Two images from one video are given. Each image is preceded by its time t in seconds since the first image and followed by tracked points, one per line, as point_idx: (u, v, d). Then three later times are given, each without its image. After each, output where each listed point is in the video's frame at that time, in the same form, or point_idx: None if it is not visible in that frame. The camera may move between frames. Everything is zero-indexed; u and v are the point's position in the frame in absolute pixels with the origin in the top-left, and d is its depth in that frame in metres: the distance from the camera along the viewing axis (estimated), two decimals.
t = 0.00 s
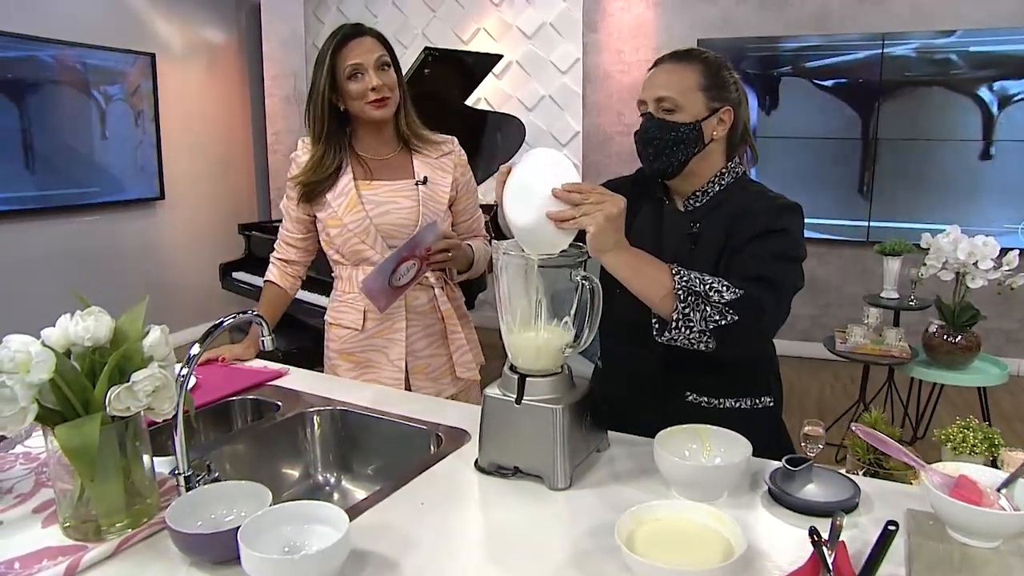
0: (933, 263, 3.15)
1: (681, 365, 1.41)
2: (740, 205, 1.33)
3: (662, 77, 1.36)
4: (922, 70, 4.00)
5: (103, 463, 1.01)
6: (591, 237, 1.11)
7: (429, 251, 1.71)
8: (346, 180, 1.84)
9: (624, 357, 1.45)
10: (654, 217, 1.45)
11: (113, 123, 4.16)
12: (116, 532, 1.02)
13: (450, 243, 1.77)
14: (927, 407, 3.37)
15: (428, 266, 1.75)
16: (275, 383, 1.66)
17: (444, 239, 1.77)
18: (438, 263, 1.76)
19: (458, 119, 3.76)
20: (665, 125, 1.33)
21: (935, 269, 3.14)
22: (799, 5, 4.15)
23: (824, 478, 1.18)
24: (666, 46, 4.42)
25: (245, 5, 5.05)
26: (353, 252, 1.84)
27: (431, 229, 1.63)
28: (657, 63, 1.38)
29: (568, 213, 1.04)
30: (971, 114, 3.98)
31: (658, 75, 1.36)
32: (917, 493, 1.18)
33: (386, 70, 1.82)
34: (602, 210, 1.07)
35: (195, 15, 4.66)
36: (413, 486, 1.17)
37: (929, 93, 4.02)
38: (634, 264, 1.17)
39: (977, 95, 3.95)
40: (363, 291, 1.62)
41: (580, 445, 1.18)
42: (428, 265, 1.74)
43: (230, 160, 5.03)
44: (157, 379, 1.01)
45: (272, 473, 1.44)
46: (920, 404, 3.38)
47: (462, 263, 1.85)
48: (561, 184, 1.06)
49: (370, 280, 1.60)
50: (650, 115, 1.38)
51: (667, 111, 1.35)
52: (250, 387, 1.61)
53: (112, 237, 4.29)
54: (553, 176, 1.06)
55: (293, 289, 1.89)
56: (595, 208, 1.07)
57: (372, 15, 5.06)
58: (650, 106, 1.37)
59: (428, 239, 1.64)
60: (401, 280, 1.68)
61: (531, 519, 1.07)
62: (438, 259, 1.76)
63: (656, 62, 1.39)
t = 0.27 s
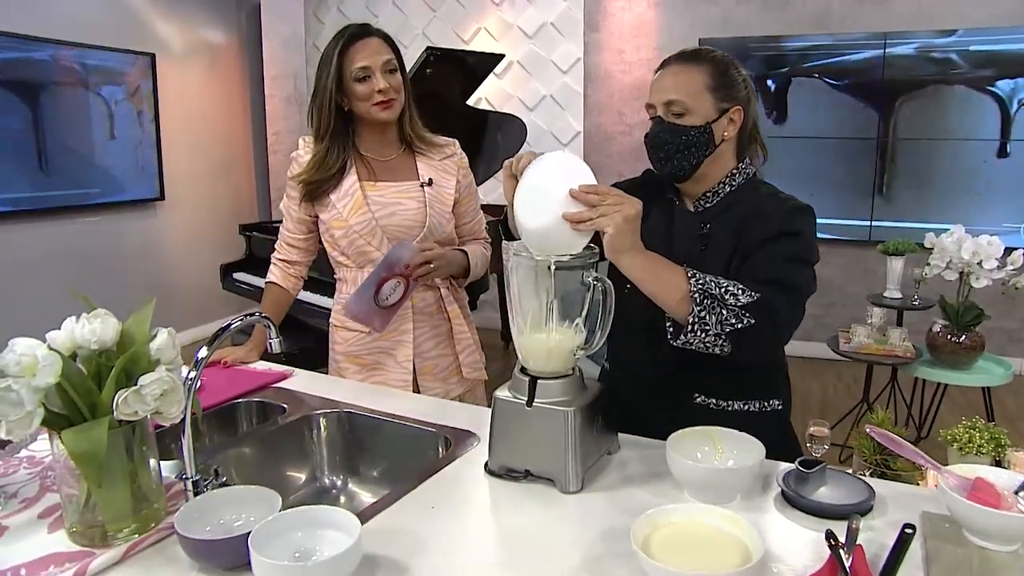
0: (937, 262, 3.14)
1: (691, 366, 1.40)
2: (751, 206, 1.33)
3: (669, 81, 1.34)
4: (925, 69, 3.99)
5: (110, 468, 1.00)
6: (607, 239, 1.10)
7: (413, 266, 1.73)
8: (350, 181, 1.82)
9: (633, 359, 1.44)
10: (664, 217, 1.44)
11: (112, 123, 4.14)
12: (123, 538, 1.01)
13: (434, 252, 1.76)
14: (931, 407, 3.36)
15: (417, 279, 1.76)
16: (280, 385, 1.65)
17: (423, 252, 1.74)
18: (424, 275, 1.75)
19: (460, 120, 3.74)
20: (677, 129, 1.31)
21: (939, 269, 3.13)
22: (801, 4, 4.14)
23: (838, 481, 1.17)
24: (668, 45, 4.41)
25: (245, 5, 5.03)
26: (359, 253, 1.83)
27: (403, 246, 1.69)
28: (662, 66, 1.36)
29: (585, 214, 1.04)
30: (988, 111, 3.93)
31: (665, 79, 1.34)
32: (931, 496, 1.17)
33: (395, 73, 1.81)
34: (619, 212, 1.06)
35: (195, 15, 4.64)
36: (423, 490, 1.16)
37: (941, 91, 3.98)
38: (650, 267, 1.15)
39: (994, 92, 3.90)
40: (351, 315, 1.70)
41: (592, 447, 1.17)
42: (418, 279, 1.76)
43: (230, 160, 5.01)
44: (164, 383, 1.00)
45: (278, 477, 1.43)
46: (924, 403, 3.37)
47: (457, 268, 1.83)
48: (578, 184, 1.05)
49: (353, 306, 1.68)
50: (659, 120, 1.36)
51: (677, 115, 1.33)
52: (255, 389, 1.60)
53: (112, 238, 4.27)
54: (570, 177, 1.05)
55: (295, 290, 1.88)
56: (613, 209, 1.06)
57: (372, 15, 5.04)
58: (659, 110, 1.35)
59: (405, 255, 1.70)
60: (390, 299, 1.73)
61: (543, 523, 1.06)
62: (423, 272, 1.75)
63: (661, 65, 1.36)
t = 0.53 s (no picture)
0: (937, 258, 3.14)
1: (697, 365, 1.39)
2: (759, 206, 1.32)
3: (668, 82, 1.33)
4: (922, 64, 3.98)
5: (112, 476, 0.98)
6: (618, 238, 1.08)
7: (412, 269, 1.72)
8: (351, 183, 1.80)
9: (640, 358, 1.43)
10: (669, 217, 1.43)
11: (107, 128, 4.12)
12: (126, 548, 0.99)
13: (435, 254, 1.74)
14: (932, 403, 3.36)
15: (416, 283, 1.75)
16: (281, 389, 1.64)
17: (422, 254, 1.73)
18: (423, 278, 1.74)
19: (457, 120, 3.73)
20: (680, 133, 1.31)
21: (939, 264, 3.13)
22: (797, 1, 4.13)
23: (847, 480, 1.16)
24: (664, 44, 4.40)
25: (239, 7, 5.01)
26: (359, 256, 1.81)
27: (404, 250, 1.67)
28: (663, 66, 1.34)
29: (597, 212, 1.03)
30: (995, 105, 3.92)
31: (666, 80, 1.33)
32: (942, 494, 1.16)
33: (388, 70, 1.79)
34: (632, 210, 1.05)
35: (189, 18, 4.62)
36: (428, 496, 1.14)
37: (947, 85, 3.98)
38: (661, 267, 1.14)
39: (1000, 85, 3.90)
40: (349, 317, 1.68)
41: (599, 449, 1.15)
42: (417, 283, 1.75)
43: (226, 163, 5.00)
44: (168, 390, 0.99)
45: (282, 483, 1.41)
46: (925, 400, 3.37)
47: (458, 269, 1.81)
48: (590, 181, 1.05)
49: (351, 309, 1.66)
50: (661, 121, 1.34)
51: (677, 118, 1.32)
52: (257, 394, 1.59)
53: (108, 243, 4.25)
54: (582, 173, 1.05)
55: (294, 292, 1.87)
56: (626, 207, 1.04)
57: (368, 17, 5.03)
58: (660, 112, 1.34)
59: (405, 259, 1.68)
60: (389, 301, 1.71)
61: (552, 526, 1.05)
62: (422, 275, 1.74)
63: (661, 65, 1.35)
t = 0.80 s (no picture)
0: (930, 261, 3.15)
1: (696, 369, 1.38)
2: (760, 214, 1.31)
3: (675, 83, 1.32)
4: (915, 68, 4.00)
5: (107, 483, 0.97)
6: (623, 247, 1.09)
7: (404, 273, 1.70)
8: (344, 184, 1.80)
9: (639, 361, 1.43)
10: (668, 220, 1.43)
11: (98, 130, 4.10)
12: (121, 556, 0.98)
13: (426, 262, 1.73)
14: (925, 406, 3.37)
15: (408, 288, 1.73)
16: (275, 394, 1.62)
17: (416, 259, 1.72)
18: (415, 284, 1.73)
19: (452, 124, 3.73)
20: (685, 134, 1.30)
21: (933, 268, 3.14)
22: (789, 5, 4.15)
23: (846, 484, 1.16)
24: (657, 47, 4.41)
25: (232, 9, 5.00)
26: (352, 258, 1.81)
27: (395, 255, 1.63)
28: (670, 67, 1.34)
29: (603, 220, 1.03)
30: (993, 109, 3.94)
31: (672, 80, 1.32)
32: (941, 499, 1.16)
33: (361, 72, 1.77)
34: (637, 219, 1.06)
35: (182, 20, 4.60)
36: (426, 502, 1.13)
37: (947, 88, 3.98)
38: (662, 275, 1.14)
39: (998, 89, 3.91)
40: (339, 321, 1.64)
41: (598, 454, 1.15)
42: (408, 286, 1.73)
43: (219, 166, 4.98)
44: (164, 396, 0.98)
45: (278, 488, 1.40)
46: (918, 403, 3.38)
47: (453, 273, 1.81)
48: (594, 189, 1.04)
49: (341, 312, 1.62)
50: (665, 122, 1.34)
51: (683, 118, 1.32)
52: (251, 399, 1.57)
53: (100, 246, 4.22)
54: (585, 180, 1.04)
55: (290, 296, 1.86)
56: (631, 215, 1.05)
57: (362, 19, 5.02)
58: (665, 113, 1.33)
59: (397, 264, 1.65)
60: (380, 305, 1.68)
61: (552, 532, 1.04)
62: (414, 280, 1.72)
63: (669, 65, 1.35)
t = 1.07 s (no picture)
0: (931, 261, 3.15)
1: (699, 372, 1.38)
2: (763, 217, 1.31)
3: (679, 86, 1.31)
4: (915, 68, 4.00)
5: (110, 488, 0.96)
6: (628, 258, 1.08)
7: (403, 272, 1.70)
8: (345, 186, 1.79)
9: (642, 363, 1.42)
10: (671, 223, 1.43)
11: (97, 133, 4.09)
12: (124, 562, 0.98)
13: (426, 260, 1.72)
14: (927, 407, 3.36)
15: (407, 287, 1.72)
16: (277, 397, 1.62)
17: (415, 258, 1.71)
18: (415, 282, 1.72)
19: (451, 126, 3.72)
20: (691, 138, 1.30)
21: (934, 267, 3.14)
22: (788, 6, 4.14)
23: (852, 486, 1.15)
24: (656, 48, 4.40)
25: (231, 12, 4.99)
26: (352, 260, 1.80)
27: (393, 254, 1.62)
28: (675, 70, 1.33)
29: (612, 227, 1.02)
30: (999, 108, 3.93)
31: (677, 83, 1.32)
32: (948, 500, 1.16)
33: (368, 79, 1.76)
34: (645, 228, 1.05)
35: (181, 23, 4.59)
36: (431, 506, 1.13)
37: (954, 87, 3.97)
38: (666, 283, 1.14)
39: (1003, 87, 3.91)
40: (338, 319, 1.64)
41: (602, 457, 1.14)
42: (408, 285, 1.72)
43: (218, 168, 4.97)
44: (167, 401, 0.97)
45: (281, 492, 1.40)
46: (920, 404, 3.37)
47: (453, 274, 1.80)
48: (603, 196, 1.03)
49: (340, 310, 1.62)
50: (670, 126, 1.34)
51: (689, 123, 1.31)
52: (253, 402, 1.56)
53: (99, 249, 4.21)
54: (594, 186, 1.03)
55: (291, 299, 1.85)
56: (639, 224, 1.04)
57: (361, 21, 5.02)
58: (670, 117, 1.33)
59: (396, 263, 1.64)
60: (380, 304, 1.68)
61: (557, 535, 1.04)
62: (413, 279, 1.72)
63: (674, 68, 1.34)
